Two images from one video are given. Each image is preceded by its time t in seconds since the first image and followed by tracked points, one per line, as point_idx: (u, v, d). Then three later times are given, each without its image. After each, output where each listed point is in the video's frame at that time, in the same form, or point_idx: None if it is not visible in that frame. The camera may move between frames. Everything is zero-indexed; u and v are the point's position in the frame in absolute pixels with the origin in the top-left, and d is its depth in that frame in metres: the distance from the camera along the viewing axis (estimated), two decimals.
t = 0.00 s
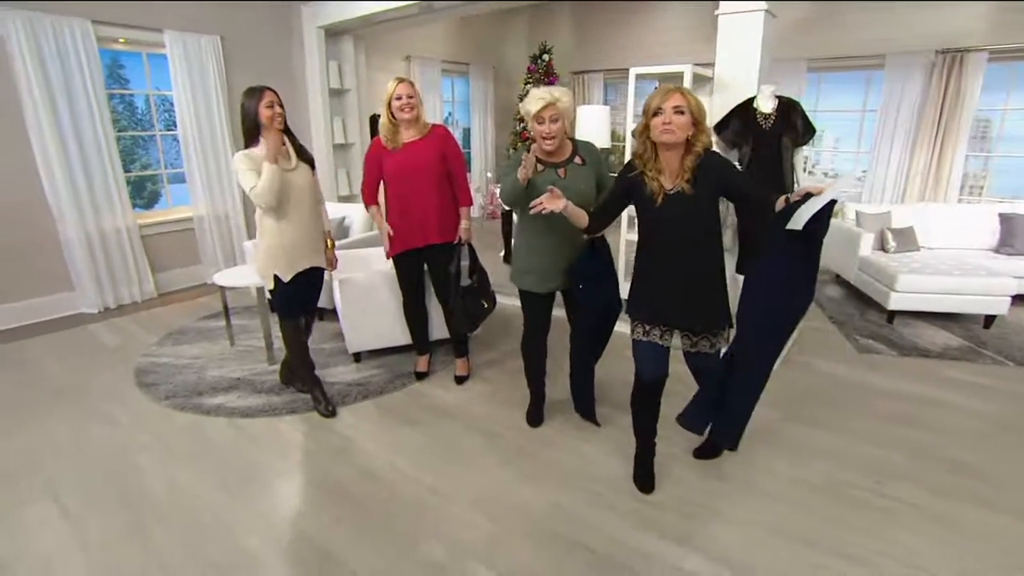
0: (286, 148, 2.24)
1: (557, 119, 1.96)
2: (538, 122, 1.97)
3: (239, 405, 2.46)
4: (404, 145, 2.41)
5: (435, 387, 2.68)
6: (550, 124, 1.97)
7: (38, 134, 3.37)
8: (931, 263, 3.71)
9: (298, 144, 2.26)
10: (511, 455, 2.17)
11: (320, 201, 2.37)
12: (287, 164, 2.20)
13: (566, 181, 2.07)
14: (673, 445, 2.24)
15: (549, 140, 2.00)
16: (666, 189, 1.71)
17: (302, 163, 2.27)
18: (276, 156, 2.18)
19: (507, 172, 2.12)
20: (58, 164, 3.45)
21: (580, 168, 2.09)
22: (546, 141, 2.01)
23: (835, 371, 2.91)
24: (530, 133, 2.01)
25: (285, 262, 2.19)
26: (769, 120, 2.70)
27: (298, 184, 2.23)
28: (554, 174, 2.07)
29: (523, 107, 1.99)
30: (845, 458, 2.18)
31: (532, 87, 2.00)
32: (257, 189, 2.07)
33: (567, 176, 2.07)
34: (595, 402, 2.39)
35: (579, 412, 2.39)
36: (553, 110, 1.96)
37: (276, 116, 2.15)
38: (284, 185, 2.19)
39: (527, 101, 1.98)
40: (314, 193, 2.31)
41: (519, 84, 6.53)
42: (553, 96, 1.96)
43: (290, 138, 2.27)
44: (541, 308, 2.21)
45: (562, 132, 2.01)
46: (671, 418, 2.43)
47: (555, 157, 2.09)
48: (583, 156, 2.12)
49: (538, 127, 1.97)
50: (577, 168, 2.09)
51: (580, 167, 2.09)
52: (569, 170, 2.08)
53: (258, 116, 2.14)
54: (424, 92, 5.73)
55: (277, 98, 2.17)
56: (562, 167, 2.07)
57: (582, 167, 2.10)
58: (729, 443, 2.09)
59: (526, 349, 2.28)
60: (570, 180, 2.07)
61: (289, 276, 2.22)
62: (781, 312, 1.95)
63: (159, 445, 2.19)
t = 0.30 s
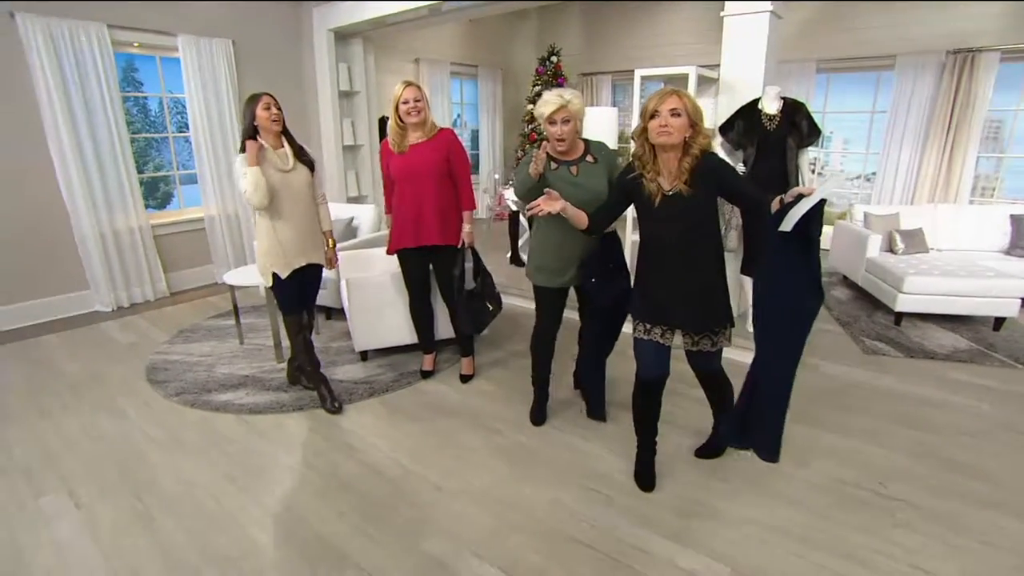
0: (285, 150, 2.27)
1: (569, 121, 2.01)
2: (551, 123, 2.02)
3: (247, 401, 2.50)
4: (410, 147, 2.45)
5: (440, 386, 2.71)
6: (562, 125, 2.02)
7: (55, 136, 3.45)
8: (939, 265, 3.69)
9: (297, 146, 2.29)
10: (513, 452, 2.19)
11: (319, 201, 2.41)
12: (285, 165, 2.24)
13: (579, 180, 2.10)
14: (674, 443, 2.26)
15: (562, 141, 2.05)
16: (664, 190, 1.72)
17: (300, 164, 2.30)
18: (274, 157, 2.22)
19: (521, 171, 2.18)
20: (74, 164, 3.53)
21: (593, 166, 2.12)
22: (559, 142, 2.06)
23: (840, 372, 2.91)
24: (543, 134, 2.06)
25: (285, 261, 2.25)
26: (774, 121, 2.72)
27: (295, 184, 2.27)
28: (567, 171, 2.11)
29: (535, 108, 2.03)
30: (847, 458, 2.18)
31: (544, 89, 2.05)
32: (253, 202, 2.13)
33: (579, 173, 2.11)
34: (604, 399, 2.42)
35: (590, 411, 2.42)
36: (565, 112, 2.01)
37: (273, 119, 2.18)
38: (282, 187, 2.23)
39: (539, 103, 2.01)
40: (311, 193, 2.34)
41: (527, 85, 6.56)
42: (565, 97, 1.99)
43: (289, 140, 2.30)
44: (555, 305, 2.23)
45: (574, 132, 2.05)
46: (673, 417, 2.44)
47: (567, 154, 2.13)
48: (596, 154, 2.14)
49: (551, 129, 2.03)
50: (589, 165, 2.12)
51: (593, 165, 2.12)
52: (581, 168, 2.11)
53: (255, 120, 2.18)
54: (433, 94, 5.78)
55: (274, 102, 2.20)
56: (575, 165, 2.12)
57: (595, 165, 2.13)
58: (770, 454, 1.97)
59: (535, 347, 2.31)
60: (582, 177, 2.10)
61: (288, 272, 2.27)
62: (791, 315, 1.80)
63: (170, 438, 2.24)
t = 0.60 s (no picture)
0: (284, 153, 2.31)
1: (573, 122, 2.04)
2: (557, 124, 2.06)
3: (251, 400, 2.54)
4: (414, 150, 2.48)
5: (442, 386, 2.73)
6: (567, 127, 2.05)
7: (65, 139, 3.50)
8: (941, 268, 3.69)
9: (296, 149, 2.34)
10: (512, 452, 2.21)
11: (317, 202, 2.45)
12: (283, 167, 2.28)
13: (585, 178, 2.13)
14: (672, 444, 2.27)
15: (567, 141, 2.09)
16: (669, 192, 1.74)
17: (298, 166, 2.35)
18: (273, 159, 2.27)
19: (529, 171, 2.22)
20: (84, 167, 3.58)
21: (597, 166, 2.14)
22: (564, 141, 2.10)
23: (839, 375, 2.91)
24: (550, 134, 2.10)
25: (285, 259, 2.29)
26: (774, 126, 2.74)
27: (293, 184, 2.31)
28: (572, 170, 2.14)
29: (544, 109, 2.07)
30: (845, 460, 2.19)
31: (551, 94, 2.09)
32: (235, 202, 2.23)
33: (584, 173, 2.13)
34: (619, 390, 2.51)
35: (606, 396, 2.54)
36: (571, 114, 2.04)
37: (273, 123, 2.23)
38: (279, 188, 2.27)
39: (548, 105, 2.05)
40: (309, 193, 2.38)
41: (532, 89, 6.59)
42: (570, 100, 2.03)
43: (289, 143, 2.35)
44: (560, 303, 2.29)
45: (579, 133, 2.08)
46: (672, 418, 2.46)
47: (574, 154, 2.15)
48: (601, 155, 2.17)
49: (558, 129, 2.07)
50: (593, 165, 2.14)
51: (597, 166, 2.14)
52: (586, 168, 2.13)
53: (256, 123, 2.24)
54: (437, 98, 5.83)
55: (274, 107, 2.25)
56: (580, 164, 2.14)
57: (600, 166, 2.14)
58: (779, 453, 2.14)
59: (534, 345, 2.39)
60: (587, 177, 2.13)
61: (289, 269, 2.31)
62: (794, 316, 1.92)
63: (175, 437, 2.27)
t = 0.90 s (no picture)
0: (279, 156, 2.34)
1: (569, 115, 2.21)
2: (554, 117, 2.24)
3: (251, 400, 2.56)
4: (414, 151, 2.50)
5: (441, 386, 2.76)
6: (563, 119, 2.22)
7: (70, 141, 3.53)
8: (939, 270, 3.70)
9: (291, 151, 2.37)
10: (509, 451, 2.23)
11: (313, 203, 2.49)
12: (278, 169, 2.31)
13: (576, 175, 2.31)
14: (668, 443, 2.29)
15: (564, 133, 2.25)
16: (687, 190, 1.77)
17: (293, 168, 2.38)
18: (269, 160, 2.29)
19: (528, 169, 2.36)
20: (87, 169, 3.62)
21: (589, 165, 2.31)
22: (560, 133, 2.26)
23: (836, 376, 2.93)
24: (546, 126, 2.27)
25: (281, 258, 2.32)
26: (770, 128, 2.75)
27: (288, 186, 2.34)
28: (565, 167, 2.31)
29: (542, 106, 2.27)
30: (839, 459, 2.20)
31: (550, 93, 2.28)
32: (226, 201, 2.25)
33: (576, 168, 2.30)
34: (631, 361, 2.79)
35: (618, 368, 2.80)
36: (567, 108, 2.21)
37: (269, 125, 2.25)
38: (274, 190, 2.30)
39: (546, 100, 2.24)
40: (304, 194, 2.41)
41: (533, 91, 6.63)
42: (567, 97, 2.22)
43: (284, 146, 2.37)
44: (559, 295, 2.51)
45: (575, 127, 2.25)
46: (669, 417, 2.48)
47: (569, 150, 2.33)
48: (593, 155, 2.33)
49: (555, 121, 2.24)
50: (586, 165, 2.32)
51: (588, 164, 2.32)
52: (579, 166, 2.31)
53: (252, 125, 2.26)
54: (438, 100, 5.86)
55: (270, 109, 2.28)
56: (574, 162, 2.32)
57: (590, 165, 2.32)
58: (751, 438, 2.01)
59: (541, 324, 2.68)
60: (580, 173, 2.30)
61: (285, 267, 2.34)
62: (788, 312, 1.83)
63: (177, 435, 2.30)
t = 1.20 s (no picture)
0: (275, 158, 2.35)
1: (556, 118, 2.28)
2: (542, 118, 2.29)
3: (251, 401, 2.57)
4: (414, 153, 2.51)
5: (441, 387, 2.76)
6: (550, 121, 2.28)
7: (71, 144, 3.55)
8: (939, 270, 3.71)
9: (287, 154, 2.37)
10: (508, 452, 2.23)
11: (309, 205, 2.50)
12: (272, 171, 2.32)
13: (558, 171, 2.38)
14: (667, 443, 2.29)
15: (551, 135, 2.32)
16: (709, 184, 1.84)
17: (288, 170, 2.39)
18: (263, 163, 2.31)
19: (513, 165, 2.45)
20: (89, 171, 3.59)
21: (570, 162, 2.38)
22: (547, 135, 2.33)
23: (836, 376, 2.93)
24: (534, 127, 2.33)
25: (273, 257, 2.32)
26: (769, 128, 2.75)
27: (282, 188, 2.35)
28: (549, 163, 2.38)
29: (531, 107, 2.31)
30: (838, 459, 2.21)
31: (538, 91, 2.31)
32: (220, 202, 2.28)
33: (558, 165, 2.37)
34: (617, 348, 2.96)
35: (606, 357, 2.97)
36: (555, 110, 2.27)
37: (263, 127, 2.27)
38: (267, 192, 2.31)
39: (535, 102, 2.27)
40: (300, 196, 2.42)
41: (533, 93, 6.64)
42: (554, 100, 2.26)
43: (281, 148, 2.38)
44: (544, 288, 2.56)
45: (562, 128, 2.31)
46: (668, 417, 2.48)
47: (554, 148, 2.39)
48: (578, 152, 2.39)
49: (542, 122, 2.30)
50: (569, 161, 2.38)
51: (573, 161, 2.38)
52: (563, 162, 2.37)
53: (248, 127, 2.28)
54: (438, 102, 5.87)
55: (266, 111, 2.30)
56: (557, 159, 2.38)
57: (574, 161, 2.38)
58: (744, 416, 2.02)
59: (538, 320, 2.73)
60: (562, 168, 2.37)
61: (277, 267, 2.34)
62: (786, 311, 1.86)
63: (178, 436, 2.31)
